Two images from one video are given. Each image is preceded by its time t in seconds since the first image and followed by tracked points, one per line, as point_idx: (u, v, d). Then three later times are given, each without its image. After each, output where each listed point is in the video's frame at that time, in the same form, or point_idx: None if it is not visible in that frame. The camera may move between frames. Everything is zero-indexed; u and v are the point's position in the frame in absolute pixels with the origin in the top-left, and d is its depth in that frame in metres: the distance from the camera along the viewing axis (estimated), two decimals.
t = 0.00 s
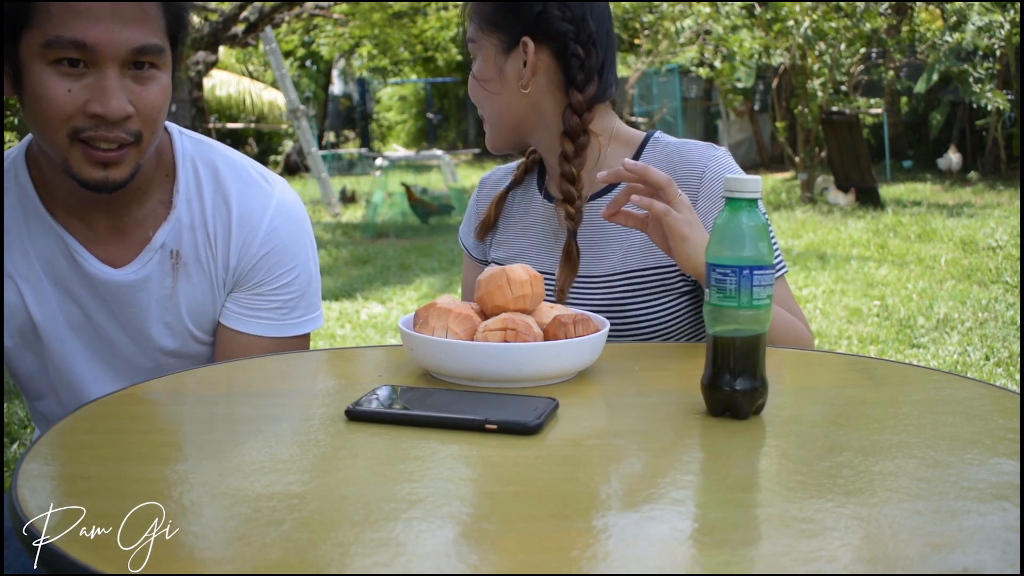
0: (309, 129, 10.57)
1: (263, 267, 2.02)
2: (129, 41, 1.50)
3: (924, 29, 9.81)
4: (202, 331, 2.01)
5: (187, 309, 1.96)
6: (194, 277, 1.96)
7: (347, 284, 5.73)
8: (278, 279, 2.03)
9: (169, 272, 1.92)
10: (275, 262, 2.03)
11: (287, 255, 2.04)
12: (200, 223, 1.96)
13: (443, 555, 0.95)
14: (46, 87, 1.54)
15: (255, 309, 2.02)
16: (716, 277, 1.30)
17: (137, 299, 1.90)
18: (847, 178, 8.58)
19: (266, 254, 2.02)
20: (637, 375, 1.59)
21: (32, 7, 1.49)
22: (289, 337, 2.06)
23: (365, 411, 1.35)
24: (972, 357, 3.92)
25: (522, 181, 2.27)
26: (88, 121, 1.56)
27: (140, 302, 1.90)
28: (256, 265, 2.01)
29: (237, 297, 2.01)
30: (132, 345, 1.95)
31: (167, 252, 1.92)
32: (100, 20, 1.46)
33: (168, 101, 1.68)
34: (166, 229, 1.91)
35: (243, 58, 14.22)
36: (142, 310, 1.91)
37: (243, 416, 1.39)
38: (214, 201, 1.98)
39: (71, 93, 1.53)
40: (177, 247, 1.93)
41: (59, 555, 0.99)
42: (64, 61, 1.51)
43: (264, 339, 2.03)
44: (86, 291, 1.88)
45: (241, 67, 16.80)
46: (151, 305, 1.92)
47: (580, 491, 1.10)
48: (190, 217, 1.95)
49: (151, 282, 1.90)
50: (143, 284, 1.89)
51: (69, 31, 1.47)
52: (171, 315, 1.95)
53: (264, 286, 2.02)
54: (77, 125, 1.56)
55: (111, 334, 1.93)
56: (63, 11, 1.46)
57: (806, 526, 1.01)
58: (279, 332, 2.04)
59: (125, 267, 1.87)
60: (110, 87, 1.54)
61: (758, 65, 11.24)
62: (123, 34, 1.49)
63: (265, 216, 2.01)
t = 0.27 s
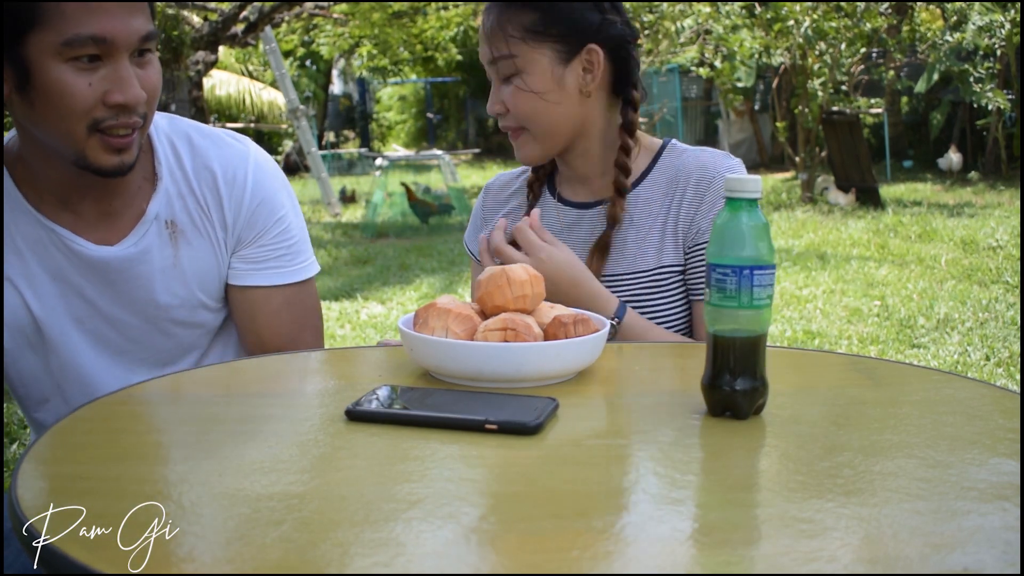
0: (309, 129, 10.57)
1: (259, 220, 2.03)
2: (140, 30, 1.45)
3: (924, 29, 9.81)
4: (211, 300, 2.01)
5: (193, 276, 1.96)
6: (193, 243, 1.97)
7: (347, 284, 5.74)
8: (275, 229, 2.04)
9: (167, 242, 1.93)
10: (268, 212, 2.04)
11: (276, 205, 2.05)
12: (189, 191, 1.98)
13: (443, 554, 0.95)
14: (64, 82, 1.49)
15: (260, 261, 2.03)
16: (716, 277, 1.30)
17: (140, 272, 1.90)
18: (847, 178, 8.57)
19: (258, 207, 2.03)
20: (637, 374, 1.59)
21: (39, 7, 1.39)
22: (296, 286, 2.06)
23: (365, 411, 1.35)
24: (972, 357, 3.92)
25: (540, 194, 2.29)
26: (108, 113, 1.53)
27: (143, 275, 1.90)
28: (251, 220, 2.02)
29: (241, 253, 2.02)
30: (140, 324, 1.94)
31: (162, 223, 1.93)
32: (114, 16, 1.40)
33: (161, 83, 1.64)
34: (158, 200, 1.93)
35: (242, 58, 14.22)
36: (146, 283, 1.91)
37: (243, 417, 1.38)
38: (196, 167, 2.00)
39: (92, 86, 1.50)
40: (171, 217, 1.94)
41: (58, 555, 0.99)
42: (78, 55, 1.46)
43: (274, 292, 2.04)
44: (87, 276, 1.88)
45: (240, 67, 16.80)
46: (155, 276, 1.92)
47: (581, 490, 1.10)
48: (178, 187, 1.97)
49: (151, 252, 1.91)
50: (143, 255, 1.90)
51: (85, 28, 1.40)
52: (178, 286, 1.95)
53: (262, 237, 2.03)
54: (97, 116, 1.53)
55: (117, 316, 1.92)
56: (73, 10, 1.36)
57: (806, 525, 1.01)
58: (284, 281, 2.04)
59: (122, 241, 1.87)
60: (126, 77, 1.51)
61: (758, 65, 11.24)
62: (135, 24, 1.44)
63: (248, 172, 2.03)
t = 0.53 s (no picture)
0: (309, 129, 10.57)
1: (243, 199, 2.08)
2: (118, 18, 1.63)
3: (924, 30, 9.81)
4: (202, 280, 2.05)
5: (182, 256, 2.00)
6: (182, 223, 2.01)
7: (347, 284, 5.74)
8: (260, 206, 2.09)
9: (156, 223, 1.97)
10: (252, 190, 2.09)
11: (258, 184, 2.10)
12: (174, 174, 2.02)
13: (443, 554, 0.95)
14: (49, 69, 1.63)
15: (250, 238, 2.07)
16: (716, 277, 1.30)
17: (131, 253, 1.93)
18: (847, 178, 8.57)
19: (242, 186, 2.08)
20: (638, 375, 1.59)
21: None
22: (285, 260, 2.09)
23: (366, 411, 1.35)
24: (972, 358, 3.92)
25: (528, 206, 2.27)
26: (90, 95, 1.66)
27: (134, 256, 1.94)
28: (236, 199, 2.07)
29: (230, 232, 2.07)
30: (134, 306, 1.97)
31: (150, 206, 1.97)
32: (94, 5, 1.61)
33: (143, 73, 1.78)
34: (145, 182, 1.97)
35: (243, 58, 14.23)
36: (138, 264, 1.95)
37: (242, 417, 1.39)
38: (180, 151, 2.04)
39: (73, 70, 1.64)
40: (158, 199, 1.98)
41: (59, 556, 0.99)
42: (61, 41, 1.62)
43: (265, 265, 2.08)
44: (78, 261, 1.91)
45: (240, 67, 16.80)
46: (146, 257, 1.96)
47: (581, 491, 1.10)
48: (164, 171, 2.01)
49: (142, 233, 1.95)
50: (133, 236, 1.93)
51: (66, 14, 1.60)
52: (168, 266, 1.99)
53: (249, 215, 2.08)
54: (80, 99, 1.67)
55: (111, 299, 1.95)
56: None
57: (806, 526, 1.01)
58: (270, 255, 2.08)
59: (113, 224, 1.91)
60: (107, 63, 1.65)
61: (758, 65, 11.24)
62: (113, 12, 1.63)
63: (230, 154, 2.09)
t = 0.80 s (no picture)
0: (309, 129, 10.57)
1: (226, 184, 2.08)
2: (101, 17, 1.66)
3: (924, 30, 9.81)
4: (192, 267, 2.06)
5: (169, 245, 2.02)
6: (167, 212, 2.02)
7: (347, 284, 5.73)
8: (242, 189, 2.09)
9: (142, 213, 1.99)
10: (233, 175, 2.09)
11: (239, 168, 2.11)
12: (157, 165, 2.03)
13: (443, 554, 0.95)
14: (31, 70, 1.63)
15: (234, 220, 2.06)
16: (717, 277, 1.30)
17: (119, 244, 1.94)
18: (847, 178, 8.57)
19: (223, 172, 2.09)
20: (637, 374, 1.59)
21: None
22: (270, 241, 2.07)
23: (366, 411, 1.35)
24: (972, 357, 3.92)
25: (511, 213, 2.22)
26: (74, 94, 1.67)
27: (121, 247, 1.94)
28: (218, 185, 2.08)
29: (214, 216, 2.07)
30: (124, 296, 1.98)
31: (135, 196, 1.99)
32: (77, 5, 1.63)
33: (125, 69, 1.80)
34: (128, 173, 1.98)
35: (243, 58, 14.22)
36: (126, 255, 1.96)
37: (242, 416, 1.39)
38: (162, 142, 2.05)
39: (57, 70, 1.64)
40: (142, 189, 2.00)
41: (59, 556, 0.99)
42: (44, 41, 1.62)
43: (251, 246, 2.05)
44: (67, 254, 1.92)
45: (240, 67, 16.79)
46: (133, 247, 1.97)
47: (581, 491, 1.10)
48: (146, 162, 2.02)
49: (127, 224, 1.96)
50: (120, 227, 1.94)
51: (51, 15, 1.61)
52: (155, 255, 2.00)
53: (231, 197, 2.08)
54: (64, 99, 1.67)
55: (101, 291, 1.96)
56: None
57: (806, 526, 1.01)
58: (256, 236, 2.05)
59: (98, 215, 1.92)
60: (89, 63, 1.66)
61: (758, 65, 11.23)
62: (96, 11, 1.65)
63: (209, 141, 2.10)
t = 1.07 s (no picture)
0: (309, 129, 10.57)
1: (223, 199, 2.04)
2: (78, 25, 1.63)
3: (924, 30, 9.81)
4: (188, 279, 2.02)
5: (162, 257, 1.98)
6: (161, 225, 1.99)
7: (347, 284, 5.74)
8: (240, 207, 2.06)
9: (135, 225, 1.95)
10: (231, 192, 2.06)
11: (237, 184, 2.07)
12: (152, 176, 1.99)
13: (442, 554, 0.95)
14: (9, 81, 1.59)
15: (233, 240, 2.04)
16: (717, 277, 1.30)
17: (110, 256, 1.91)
18: (847, 178, 8.57)
19: (219, 187, 2.04)
20: (637, 375, 1.59)
21: None
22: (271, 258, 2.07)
23: (366, 411, 1.35)
24: (972, 357, 3.92)
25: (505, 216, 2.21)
26: (55, 103, 1.65)
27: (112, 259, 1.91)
28: (215, 199, 2.04)
29: (211, 234, 2.04)
30: (116, 308, 1.95)
31: (128, 208, 1.95)
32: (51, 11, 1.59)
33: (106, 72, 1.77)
34: (122, 185, 1.94)
35: (243, 59, 14.23)
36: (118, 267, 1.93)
37: (242, 416, 1.39)
38: (157, 152, 2.02)
39: (37, 81, 1.61)
40: (136, 200, 1.96)
41: (59, 556, 0.99)
42: (21, 53, 1.58)
43: (254, 267, 2.06)
44: (58, 264, 1.89)
45: (240, 67, 16.79)
46: (124, 260, 1.93)
47: (581, 491, 1.10)
48: (141, 172, 1.98)
49: (120, 235, 1.92)
50: (111, 239, 1.91)
51: (27, 26, 1.56)
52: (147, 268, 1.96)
53: (229, 216, 2.05)
54: (45, 108, 1.64)
55: (92, 301, 1.93)
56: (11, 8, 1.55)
57: (806, 526, 1.01)
58: (264, 253, 2.06)
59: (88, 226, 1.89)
60: (68, 70, 1.64)
61: (758, 65, 11.24)
62: (72, 18, 1.62)
63: (207, 155, 2.06)
